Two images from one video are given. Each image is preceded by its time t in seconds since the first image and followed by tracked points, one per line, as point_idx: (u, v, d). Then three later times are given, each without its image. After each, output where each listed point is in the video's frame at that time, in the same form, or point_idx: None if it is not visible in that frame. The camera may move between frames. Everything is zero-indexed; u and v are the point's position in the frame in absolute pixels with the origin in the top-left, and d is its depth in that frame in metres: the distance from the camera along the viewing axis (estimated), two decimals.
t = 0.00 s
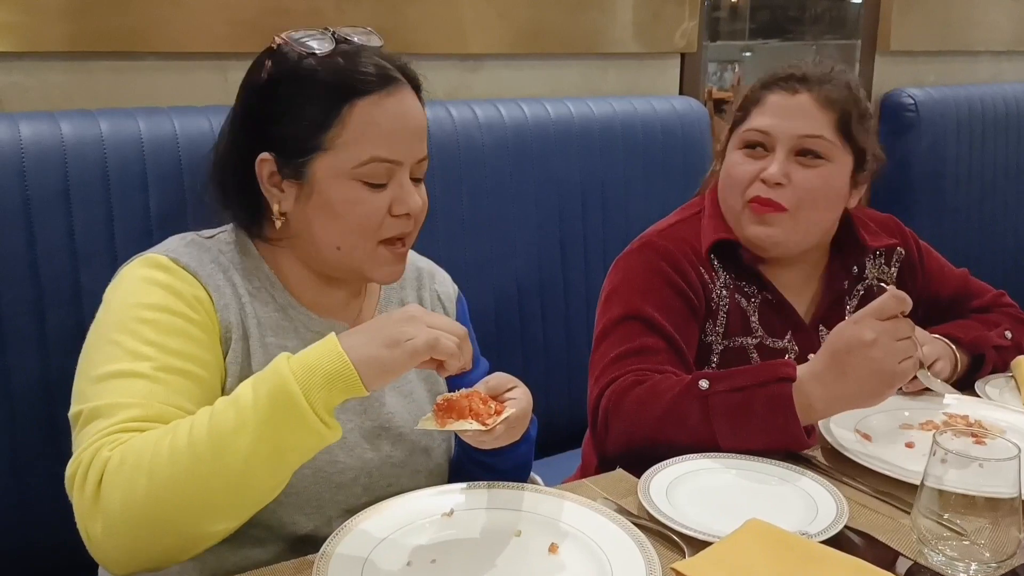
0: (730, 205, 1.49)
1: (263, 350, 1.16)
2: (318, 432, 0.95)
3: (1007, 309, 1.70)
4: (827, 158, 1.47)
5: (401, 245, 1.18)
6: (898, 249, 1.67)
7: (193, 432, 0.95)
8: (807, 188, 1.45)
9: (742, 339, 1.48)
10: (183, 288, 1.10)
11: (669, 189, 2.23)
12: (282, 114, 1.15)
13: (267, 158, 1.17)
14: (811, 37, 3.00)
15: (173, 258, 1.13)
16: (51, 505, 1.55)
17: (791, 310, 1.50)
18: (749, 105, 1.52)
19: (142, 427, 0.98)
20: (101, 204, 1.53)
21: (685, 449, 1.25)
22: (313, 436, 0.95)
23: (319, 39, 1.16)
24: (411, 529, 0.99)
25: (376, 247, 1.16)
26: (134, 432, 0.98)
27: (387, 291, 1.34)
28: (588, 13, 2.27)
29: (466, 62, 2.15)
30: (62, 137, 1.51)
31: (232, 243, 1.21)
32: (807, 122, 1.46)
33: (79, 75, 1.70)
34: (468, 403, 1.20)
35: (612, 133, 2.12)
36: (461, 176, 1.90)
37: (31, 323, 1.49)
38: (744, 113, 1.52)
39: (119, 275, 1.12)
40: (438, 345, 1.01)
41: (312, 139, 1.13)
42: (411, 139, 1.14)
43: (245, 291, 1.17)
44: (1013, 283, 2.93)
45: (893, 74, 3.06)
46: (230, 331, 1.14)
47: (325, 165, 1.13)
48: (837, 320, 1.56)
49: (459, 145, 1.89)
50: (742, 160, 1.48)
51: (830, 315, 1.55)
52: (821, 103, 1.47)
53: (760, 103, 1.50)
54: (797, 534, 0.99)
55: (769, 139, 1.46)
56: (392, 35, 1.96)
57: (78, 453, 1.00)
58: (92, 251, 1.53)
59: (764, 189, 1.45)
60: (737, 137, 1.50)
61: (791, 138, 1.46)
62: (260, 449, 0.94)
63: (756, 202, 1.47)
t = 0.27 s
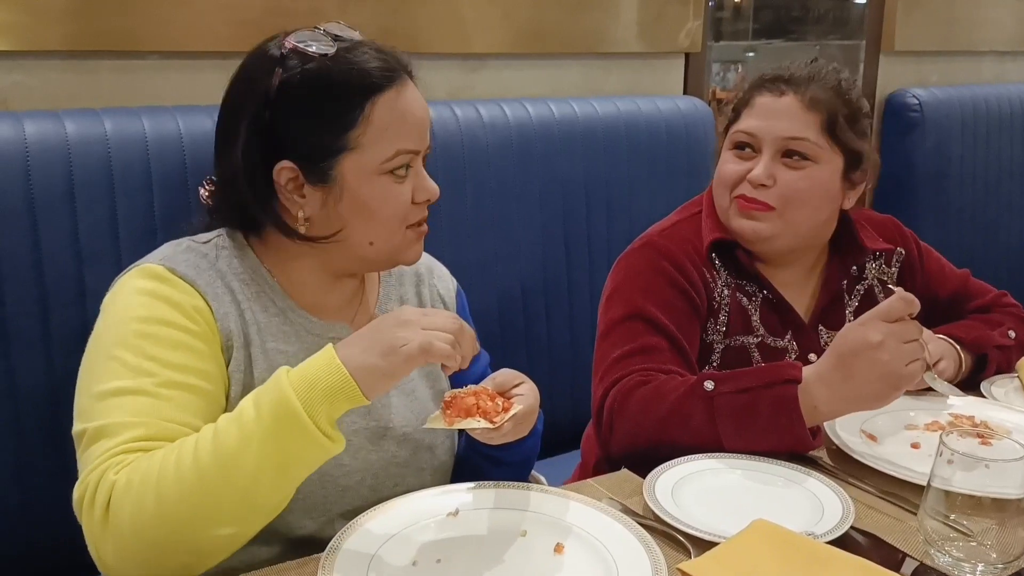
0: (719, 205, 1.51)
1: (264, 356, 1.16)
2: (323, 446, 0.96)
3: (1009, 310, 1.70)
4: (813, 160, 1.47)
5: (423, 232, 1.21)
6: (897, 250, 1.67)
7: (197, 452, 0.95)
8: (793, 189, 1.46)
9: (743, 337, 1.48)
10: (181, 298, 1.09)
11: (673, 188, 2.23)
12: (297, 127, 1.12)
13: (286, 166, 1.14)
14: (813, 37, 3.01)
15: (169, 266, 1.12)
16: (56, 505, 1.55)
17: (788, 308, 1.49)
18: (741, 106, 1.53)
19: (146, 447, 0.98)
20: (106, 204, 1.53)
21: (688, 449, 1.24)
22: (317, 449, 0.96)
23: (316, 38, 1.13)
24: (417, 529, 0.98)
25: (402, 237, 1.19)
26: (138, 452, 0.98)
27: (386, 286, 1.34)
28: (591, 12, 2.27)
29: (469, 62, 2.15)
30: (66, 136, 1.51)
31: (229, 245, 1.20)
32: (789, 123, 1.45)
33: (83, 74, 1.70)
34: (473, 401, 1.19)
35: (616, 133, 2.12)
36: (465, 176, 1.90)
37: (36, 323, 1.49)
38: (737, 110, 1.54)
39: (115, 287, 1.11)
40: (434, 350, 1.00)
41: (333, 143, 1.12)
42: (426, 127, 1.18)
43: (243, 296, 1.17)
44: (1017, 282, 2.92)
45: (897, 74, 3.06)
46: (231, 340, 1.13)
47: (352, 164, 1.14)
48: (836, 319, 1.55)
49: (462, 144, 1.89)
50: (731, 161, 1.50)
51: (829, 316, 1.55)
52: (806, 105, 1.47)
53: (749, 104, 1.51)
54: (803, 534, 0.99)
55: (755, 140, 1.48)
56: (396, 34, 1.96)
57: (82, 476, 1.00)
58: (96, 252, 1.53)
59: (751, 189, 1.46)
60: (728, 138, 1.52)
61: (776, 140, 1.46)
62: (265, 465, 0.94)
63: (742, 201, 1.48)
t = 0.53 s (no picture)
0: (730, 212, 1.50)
1: (260, 364, 1.16)
2: (314, 455, 0.96)
3: (1015, 311, 1.70)
4: (829, 174, 1.47)
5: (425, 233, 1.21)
6: (902, 257, 1.67)
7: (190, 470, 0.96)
8: (807, 200, 1.45)
9: (742, 341, 1.47)
10: (177, 309, 1.09)
11: (677, 189, 2.23)
12: (303, 129, 1.12)
13: (290, 170, 1.14)
14: (817, 38, 3.02)
15: (165, 275, 1.11)
16: (59, 504, 1.55)
17: (788, 315, 1.49)
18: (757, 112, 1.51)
19: (142, 463, 0.99)
20: (111, 204, 1.53)
21: (696, 452, 1.24)
22: (309, 458, 0.96)
23: (314, 40, 1.13)
24: (422, 528, 0.98)
25: (405, 239, 1.18)
26: (132, 469, 0.98)
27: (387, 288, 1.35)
28: (595, 12, 2.27)
29: (473, 62, 2.15)
30: (72, 136, 1.51)
31: (224, 253, 1.19)
32: (812, 135, 1.45)
33: (89, 74, 1.70)
34: (490, 397, 1.19)
35: (620, 133, 2.12)
36: (469, 176, 1.90)
37: (41, 322, 1.49)
38: (750, 117, 1.52)
39: (109, 297, 1.10)
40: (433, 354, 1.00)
41: (336, 144, 1.12)
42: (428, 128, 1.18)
43: (241, 303, 1.16)
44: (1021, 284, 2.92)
45: (902, 75, 3.06)
46: (227, 349, 1.13)
47: (356, 165, 1.13)
48: (833, 326, 1.56)
49: (466, 144, 1.89)
50: (746, 168, 1.49)
51: (829, 323, 1.55)
52: (826, 117, 1.46)
53: (767, 112, 1.49)
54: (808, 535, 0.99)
55: (773, 149, 1.46)
56: (401, 35, 1.96)
57: (79, 494, 1.00)
58: (101, 251, 1.53)
59: (767, 199, 1.45)
60: (743, 144, 1.50)
61: (795, 150, 1.45)
62: (259, 477, 0.95)
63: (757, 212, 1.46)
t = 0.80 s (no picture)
0: (785, 250, 1.45)
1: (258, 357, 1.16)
2: (284, 439, 0.94)
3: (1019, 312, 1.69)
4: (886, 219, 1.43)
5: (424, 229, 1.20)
6: (904, 263, 1.68)
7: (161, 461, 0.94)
8: (864, 246, 1.42)
9: (743, 346, 1.48)
10: (171, 305, 1.09)
11: (680, 189, 2.23)
12: (304, 123, 1.12)
13: (288, 165, 1.14)
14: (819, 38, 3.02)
15: (159, 271, 1.11)
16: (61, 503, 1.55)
17: (791, 321, 1.50)
18: (823, 151, 1.38)
19: (124, 457, 0.98)
20: (115, 203, 1.53)
21: (698, 453, 1.24)
22: (282, 445, 0.94)
23: (313, 37, 1.14)
24: (424, 528, 0.98)
25: (402, 236, 1.17)
26: (115, 463, 0.97)
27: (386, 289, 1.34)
28: (599, 12, 2.27)
29: (477, 61, 2.15)
30: (75, 134, 1.51)
31: (219, 251, 1.19)
32: (884, 186, 1.38)
33: (93, 73, 1.70)
34: (505, 378, 1.21)
35: (623, 133, 2.12)
36: (472, 176, 1.90)
37: (45, 321, 1.49)
38: (806, 150, 1.40)
39: (105, 295, 1.10)
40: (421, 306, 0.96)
41: (334, 141, 1.12)
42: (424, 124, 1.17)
43: (236, 302, 1.16)
44: None
45: (906, 75, 3.06)
46: (221, 346, 1.12)
47: (354, 163, 1.13)
48: (835, 332, 1.56)
49: (470, 144, 1.89)
50: (809, 210, 1.41)
51: (830, 330, 1.56)
52: (896, 167, 1.39)
53: (838, 154, 1.38)
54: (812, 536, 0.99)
55: (843, 199, 1.39)
56: (405, 34, 1.96)
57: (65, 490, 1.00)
58: (105, 250, 1.53)
59: (831, 248, 1.40)
60: (806, 184, 1.40)
61: (865, 200, 1.38)
62: (232, 465, 0.93)
63: (819, 254, 1.42)
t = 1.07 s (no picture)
0: (826, 258, 1.44)
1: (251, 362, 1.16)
2: (257, 457, 0.93)
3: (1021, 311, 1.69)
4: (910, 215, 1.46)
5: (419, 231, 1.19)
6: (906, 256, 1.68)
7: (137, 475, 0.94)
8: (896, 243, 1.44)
9: (753, 344, 1.47)
10: (162, 310, 1.09)
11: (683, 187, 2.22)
12: (304, 120, 1.12)
13: (282, 163, 1.14)
14: (823, 37, 3.05)
15: (153, 275, 1.12)
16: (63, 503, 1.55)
17: (800, 316, 1.49)
18: (871, 162, 1.36)
19: (105, 464, 0.98)
20: (116, 202, 1.53)
21: (704, 451, 1.24)
22: (254, 461, 0.94)
23: (312, 36, 1.13)
24: (425, 527, 0.98)
25: (395, 238, 1.16)
26: (97, 470, 0.98)
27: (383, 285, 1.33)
28: (600, 11, 2.26)
29: (479, 61, 2.15)
30: (77, 134, 1.51)
31: (217, 253, 1.19)
32: (920, 188, 1.39)
33: (96, 72, 1.70)
34: (498, 374, 1.20)
35: (626, 132, 2.12)
36: (475, 176, 1.90)
37: (46, 320, 1.49)
38: (850, 161, 1.37)
39: (99, 297, 1.11)
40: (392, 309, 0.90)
41: (329, 139, 1.12)
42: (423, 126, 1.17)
43: (229, 304, 1.16)
44: None
45: (909, 75, 3.06)
46: (213, 350, 1.12)
47: (350, 163, 1.13)
48: (842, 327, 1.57)
49: (472, 144, 1.89)
50: (854, 220, 1.39)
51: (842, 326, 1.57)
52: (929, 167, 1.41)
53: (885, 164, 1.35)
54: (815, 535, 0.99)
55: (887, 206, 1.38)
56: (406, 34, 1.96)
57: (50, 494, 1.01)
58: (107, 250, 1.53)
59: (873, 252, 1.41)
60: (852, 195, 1.38)
61: (905, 203, 1.39)
62: (206, 480, 0.93)
63: (861, 259, 1.42)
